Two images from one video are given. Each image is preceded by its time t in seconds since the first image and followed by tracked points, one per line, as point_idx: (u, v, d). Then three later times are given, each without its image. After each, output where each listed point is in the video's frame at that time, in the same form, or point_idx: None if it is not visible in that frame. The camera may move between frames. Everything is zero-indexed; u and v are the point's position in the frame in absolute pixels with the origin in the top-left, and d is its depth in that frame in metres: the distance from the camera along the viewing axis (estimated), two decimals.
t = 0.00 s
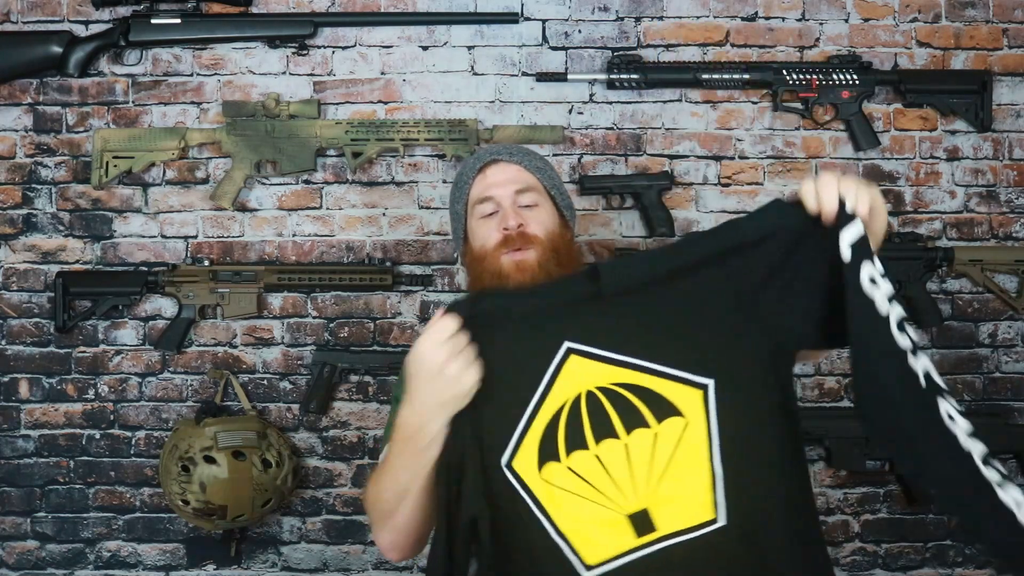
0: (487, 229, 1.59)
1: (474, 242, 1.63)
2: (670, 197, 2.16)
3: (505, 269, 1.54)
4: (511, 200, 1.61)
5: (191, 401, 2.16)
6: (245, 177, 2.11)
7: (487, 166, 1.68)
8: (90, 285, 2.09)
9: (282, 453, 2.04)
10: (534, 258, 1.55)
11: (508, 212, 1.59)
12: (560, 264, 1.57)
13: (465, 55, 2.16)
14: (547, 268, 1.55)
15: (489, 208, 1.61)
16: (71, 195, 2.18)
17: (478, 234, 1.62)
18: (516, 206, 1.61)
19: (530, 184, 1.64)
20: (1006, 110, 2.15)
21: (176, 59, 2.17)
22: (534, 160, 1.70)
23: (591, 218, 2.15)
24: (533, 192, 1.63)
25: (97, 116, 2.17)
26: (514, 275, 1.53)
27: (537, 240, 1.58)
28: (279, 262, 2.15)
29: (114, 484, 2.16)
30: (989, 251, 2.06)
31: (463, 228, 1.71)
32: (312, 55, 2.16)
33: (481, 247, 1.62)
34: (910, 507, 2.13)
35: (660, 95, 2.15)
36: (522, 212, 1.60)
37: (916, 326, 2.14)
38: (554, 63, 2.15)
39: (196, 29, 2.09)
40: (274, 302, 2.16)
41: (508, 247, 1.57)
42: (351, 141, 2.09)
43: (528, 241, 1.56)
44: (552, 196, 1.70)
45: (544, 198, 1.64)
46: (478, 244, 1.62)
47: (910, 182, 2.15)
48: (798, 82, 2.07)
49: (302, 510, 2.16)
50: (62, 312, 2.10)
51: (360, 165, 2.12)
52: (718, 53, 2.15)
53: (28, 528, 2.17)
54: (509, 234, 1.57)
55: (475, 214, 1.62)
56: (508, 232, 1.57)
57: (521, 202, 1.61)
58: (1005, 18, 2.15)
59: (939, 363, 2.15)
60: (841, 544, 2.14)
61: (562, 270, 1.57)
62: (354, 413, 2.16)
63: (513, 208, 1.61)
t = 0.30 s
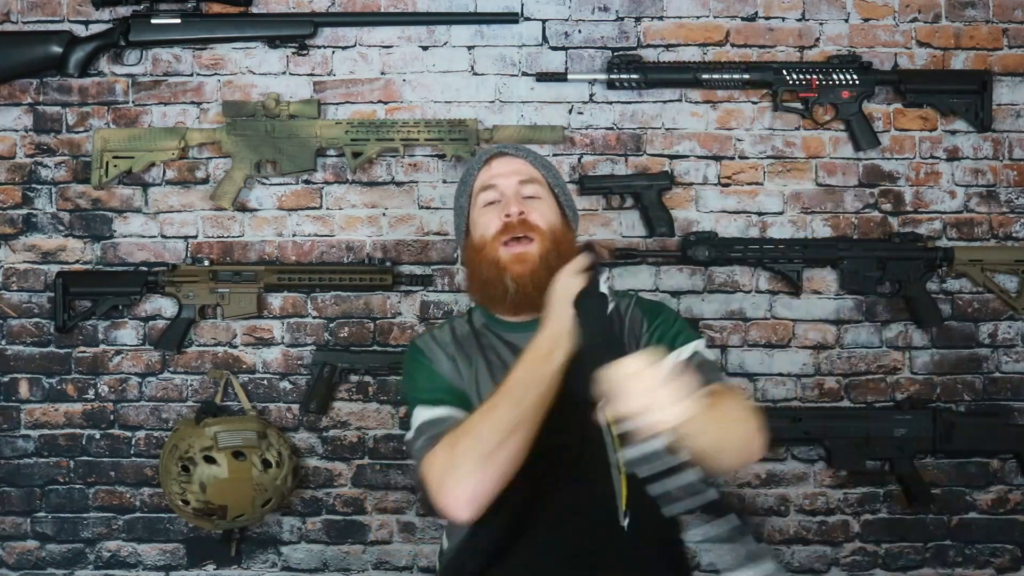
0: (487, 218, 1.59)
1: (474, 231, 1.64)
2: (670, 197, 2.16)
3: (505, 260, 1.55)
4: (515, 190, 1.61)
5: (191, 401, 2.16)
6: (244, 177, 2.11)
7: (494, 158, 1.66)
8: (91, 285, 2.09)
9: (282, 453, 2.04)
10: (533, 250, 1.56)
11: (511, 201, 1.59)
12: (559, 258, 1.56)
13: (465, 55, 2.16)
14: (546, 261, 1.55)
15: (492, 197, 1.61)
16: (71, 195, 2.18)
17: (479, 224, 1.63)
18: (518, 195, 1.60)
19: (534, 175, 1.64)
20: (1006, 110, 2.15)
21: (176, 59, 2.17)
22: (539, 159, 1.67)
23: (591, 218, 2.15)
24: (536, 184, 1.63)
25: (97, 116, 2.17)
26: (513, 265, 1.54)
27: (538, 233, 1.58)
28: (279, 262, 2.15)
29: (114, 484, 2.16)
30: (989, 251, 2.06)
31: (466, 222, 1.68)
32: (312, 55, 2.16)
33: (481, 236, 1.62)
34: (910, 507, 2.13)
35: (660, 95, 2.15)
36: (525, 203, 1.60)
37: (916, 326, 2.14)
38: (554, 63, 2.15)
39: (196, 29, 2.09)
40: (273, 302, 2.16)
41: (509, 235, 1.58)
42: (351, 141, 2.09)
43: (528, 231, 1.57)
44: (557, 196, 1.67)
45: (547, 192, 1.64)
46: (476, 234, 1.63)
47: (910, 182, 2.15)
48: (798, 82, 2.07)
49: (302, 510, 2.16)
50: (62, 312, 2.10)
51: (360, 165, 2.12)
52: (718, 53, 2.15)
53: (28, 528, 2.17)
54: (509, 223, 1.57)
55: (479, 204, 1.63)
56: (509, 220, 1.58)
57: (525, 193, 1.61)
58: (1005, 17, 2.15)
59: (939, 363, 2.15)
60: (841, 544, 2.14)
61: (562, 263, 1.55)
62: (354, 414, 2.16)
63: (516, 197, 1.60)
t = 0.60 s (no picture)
0: (500, 208, 1.45)
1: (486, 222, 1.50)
2: (670, 197, 2.16)
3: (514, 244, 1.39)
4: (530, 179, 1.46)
5: (191, 401, 2.16)
6: (244, 177, 2.11)
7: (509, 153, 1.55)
8: (91, 285, 2.09)
9: (282, 453, 2.04)
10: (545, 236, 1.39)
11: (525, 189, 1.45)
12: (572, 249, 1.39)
13: (465, 55, 2.16)
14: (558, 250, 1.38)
15: (506, 186, 1.47)
16: (71, 195, 2.18)
17: (490, 214, 1.48)
18: (533, 186, 1.46)
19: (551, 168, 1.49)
20: (1006, 110, 2.15)
21: (176, 58, 2.17)
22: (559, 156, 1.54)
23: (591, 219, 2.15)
24: (553, 177, 1.48)
25: (97, 116, 2.17)
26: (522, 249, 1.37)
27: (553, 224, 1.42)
28: (279, 262, 2.15)
29: (114, 484, 2.16)
30: (989, 251, 2.06)
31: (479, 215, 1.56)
32: (312, 55, 2.16)
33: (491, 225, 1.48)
34: (910, 507, 2.13)
35: (660, 95, 2.14)
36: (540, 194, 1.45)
37: (916, 326, 2.14)
38: (554, 63, 2.15)
39: (196, 29, 2.09)
40: (273, 302, 2.16)
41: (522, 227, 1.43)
42: (351, 141, 2.09)
43: (542, 220, 1.41)
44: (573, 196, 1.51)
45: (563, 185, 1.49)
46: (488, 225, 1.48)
47: (910, 182, 2.15)
48: (798, 82, 2.07)
49: (302, 511, 2.16)
50: (62, 312, 2.10)
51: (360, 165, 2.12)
52: (718, 53, 2.15)
53: (28, 528, 2.17)
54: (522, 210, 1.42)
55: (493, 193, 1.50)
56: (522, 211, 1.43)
57: (539, 183, 1.47)
58: (1005, 17, 2.15)
59: (939, 363, 2.15)
60: (841, 544, 2.14)
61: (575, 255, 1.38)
62: (354, 414, 2.16)
63: (531, 187, 1.46)
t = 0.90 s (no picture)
0: (510, 201, 1.44)
1: (495, 214, 1.48)
2: (670, 197, 2.16)
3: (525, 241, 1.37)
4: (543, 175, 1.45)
5: (191, 401, 2.16)
6: (245, 177, 2.11)
7: (521, 145, 1.52)
8: (91, 285, 2.08)
9: (282, 453, 2.04)
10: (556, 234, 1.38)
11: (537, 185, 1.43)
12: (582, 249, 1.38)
13: (465, 55, 2.16)
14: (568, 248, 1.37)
15: (517, 180, 1.45)
16: (71, 195, 2.18)
17: (501, 207, 1.46)
18: (544, 181, 1.45)
19: (564, 164, 1.47)
20: (1006, 110, 2.15)
21: (176, 58, 2.17)
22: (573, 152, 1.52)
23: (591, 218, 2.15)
24: (565, 172, 1.47)
25: (97, 116, 2.17)
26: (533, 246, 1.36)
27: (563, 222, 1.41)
28: (279, 262, 2.15)
29: (114, 484, 2.16)
30: (989, 251, 2.06)
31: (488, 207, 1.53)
32: (312, 55, 2.16)
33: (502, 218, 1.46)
34: (910, 507, 2.13)
35: (660, 95, 2.15)
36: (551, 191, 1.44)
37: (916, 326, 2.14)
38: (554, 64, 2.15)
39: (196, 29, 2.09)
40: (274, 303, 2.16)
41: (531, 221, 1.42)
42: (351, 141, 2.08)
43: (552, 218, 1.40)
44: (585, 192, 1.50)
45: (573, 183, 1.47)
46: (498, 217, 1.46)
47: (910, 182, 2.15)
48: (798, 82, 2.07)
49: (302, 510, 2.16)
50: (62, 312, 2.09)
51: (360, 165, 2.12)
52: (718, 53, 2.15)
53: (28, 528, 2.17)
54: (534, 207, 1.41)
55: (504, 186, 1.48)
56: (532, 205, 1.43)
57: (551, 179, 1.45)
58: (1005, 17, 2.15)
59: (939, 363, 2.15)
60: (841, 544, 2.14)
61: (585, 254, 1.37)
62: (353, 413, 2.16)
63: (541, 182, 1.45)
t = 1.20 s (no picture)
0: (516, 201, 1.41)
1: (501, 213, 1.44)
2: (670, 197, 2.16)
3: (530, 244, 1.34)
4: (550, 175, 1.41)
5: (191, 401, 2.16)
6: (244, 177, 2.11)
7: (529, 142, 1.47)
8: (91, 285, 2.08)
9: (282, 453, 2.04)
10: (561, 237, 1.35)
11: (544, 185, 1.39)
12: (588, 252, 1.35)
13: (465, 55, 2.16)
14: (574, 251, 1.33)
15: (524, 179, 1.42)
16: (71, 195, 2.18)
17: (507, 207, 1.43)
18: (552, 181, 1.41)
19: (572, 163, 1.43)
20: (1006, 110, 2.15)
21: (176, 58, 2.17)
22: (580, 148, 1.47)
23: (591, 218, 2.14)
24: (573, 173, 1.43)
25: (97, 116, 2.17)
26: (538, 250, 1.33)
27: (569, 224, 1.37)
28: (279, 262, 2.15)
29: (114, 484, 2.16)
30: (989, 251, 2.06)
31: (494, 204, 1.49)
32: (312, 55, 2.16)
33: (508, 219, 1.42)
34: (910, 507, 2.13)
35: (660, 95, 2.14)
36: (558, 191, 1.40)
37: (916, 326, 2.14)
38: (554, 64, 2.15)
39: (196, 29, 2.09)
40: (274, 302, 2.16)
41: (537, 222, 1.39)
42: (351, 141, 2.08)
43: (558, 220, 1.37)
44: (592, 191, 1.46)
45: (581, 182, 1.43)
46: (504, 217, 1.43)
47: (910, 182, 2.15)
48: (798, 82, 2.07)
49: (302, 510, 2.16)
50: (62, 312, 2.09)
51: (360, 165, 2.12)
52: (718, 53, 2.15)
53: (28, 528, 2.17)
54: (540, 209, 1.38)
55: (510, 185, 1.44)
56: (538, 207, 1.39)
57: (559, 179, 1.41)
58: (1005, 17, 2.15)
59: (939, 363, 2.15)
60: (841, 544, 2.14)
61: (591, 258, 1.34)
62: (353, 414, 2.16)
63: (549, 183, 1.41)
